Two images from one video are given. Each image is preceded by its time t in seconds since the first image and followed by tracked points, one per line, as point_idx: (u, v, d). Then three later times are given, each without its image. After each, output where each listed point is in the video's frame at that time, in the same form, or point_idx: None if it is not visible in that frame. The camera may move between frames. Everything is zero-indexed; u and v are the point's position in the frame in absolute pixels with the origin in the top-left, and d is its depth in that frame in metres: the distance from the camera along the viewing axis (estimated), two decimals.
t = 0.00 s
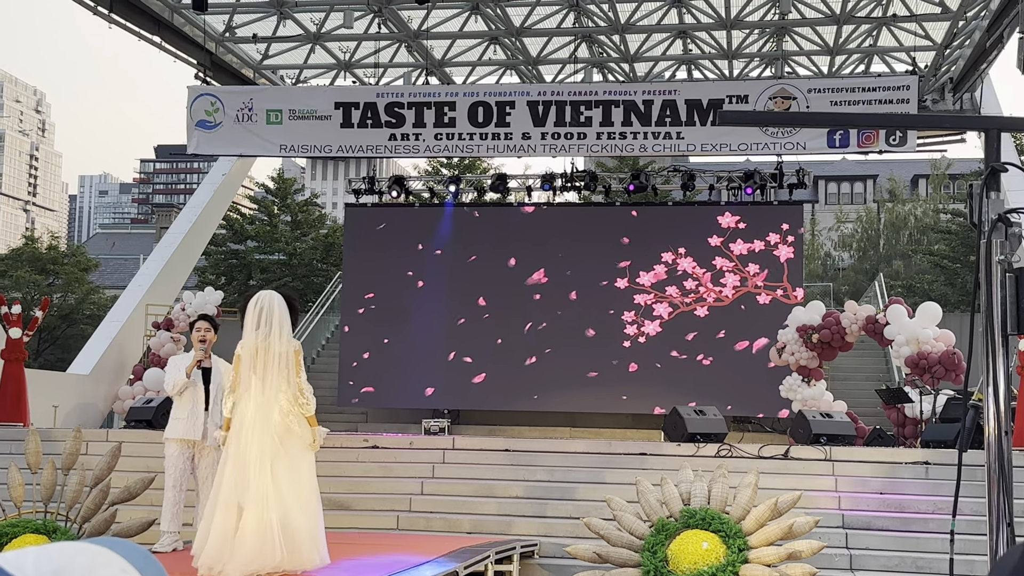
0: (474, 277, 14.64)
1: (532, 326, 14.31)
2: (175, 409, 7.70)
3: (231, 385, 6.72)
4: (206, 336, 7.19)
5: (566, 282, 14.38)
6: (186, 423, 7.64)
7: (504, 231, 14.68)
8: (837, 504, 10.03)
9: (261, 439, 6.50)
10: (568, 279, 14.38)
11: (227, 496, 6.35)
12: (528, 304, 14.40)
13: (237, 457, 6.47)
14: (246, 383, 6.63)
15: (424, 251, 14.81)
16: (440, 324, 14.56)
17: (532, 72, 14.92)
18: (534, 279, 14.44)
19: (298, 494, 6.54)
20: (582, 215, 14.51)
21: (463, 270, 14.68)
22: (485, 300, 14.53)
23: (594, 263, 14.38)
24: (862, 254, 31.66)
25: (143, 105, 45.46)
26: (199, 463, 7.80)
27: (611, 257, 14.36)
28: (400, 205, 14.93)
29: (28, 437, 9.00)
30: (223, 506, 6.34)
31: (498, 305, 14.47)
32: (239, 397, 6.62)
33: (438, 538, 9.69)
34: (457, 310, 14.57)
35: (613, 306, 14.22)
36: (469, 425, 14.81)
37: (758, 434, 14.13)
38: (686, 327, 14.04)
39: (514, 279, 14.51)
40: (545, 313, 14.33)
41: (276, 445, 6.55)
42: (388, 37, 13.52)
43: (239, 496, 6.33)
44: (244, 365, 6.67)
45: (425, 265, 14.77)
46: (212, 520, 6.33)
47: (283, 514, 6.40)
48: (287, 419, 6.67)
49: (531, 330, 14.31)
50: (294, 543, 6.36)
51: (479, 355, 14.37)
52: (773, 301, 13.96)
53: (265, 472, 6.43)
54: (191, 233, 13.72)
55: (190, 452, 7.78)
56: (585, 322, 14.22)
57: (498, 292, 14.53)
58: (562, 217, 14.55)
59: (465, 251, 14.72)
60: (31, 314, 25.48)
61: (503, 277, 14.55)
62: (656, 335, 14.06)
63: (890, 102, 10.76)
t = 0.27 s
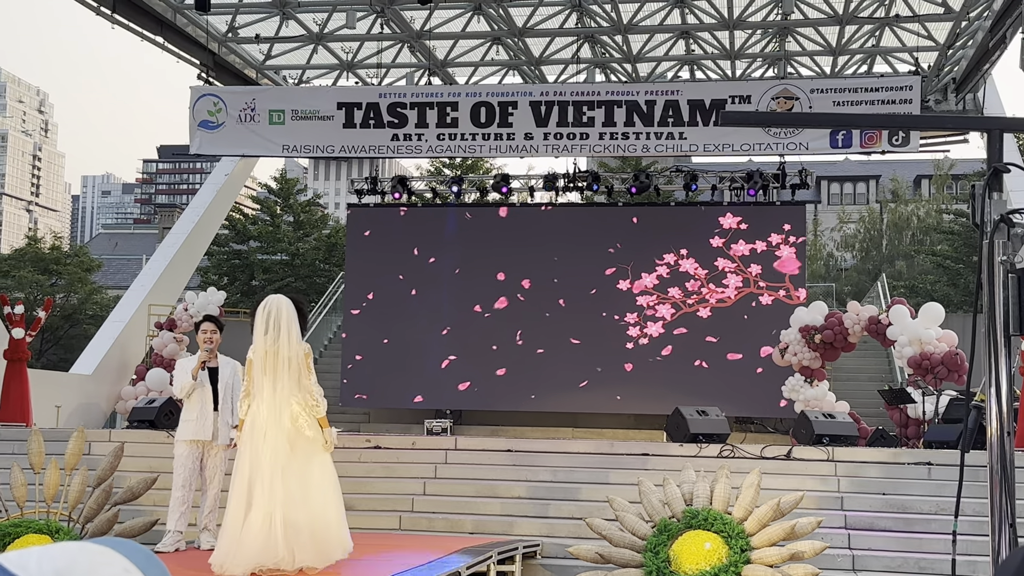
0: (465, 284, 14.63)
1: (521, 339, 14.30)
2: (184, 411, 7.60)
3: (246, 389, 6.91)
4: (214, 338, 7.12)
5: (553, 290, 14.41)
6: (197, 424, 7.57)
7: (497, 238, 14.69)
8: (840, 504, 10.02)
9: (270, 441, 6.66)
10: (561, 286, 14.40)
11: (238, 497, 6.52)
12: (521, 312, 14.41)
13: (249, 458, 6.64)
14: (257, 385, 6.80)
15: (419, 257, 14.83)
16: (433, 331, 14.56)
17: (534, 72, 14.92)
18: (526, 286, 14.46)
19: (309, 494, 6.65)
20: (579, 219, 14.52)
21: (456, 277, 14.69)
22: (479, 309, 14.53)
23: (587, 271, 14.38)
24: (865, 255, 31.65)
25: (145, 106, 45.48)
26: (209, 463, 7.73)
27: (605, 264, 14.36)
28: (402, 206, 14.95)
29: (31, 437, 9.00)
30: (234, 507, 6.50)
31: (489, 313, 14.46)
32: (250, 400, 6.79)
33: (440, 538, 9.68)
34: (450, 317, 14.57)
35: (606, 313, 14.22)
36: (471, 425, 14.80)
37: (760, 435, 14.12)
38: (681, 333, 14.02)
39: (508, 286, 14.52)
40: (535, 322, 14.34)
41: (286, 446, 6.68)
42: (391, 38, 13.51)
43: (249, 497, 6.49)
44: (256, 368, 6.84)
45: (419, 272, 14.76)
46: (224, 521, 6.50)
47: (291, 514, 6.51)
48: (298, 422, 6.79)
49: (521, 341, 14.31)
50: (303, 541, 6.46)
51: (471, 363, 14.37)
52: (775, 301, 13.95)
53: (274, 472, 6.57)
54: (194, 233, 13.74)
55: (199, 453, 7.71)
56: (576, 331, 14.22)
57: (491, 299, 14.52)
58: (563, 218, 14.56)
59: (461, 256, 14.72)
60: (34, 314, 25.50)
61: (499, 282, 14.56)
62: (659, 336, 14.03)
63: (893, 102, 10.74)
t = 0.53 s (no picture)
0: (455, 287, 14.64)
1: (512, 341, 14.33)
2: (191, 411, 7.63)
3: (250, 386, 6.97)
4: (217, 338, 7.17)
5: (549, 290, 14.42)
6: (203, 424, 7.59)
7: (490, 240, 14.70)
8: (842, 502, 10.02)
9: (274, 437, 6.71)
10: (552, 288, 14.41)
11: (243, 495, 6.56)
12: (514, 314, 14.42)
13: (253, 455, 6.70)
14: (262, 383, 6.87)
15: (418, 257, 14.82)
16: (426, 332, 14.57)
17: (536, 69, 14.92)
18: (519, 288, 14.48)
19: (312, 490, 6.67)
20: (576, 219, 14.52)
21: (447, 279, 14.69)
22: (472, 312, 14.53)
23: (578, 273, 14.39)
24: (867, 253, 31.64)
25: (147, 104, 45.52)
26: (215, 462, 7.73)
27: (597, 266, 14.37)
28: (402, 204, 14.94)
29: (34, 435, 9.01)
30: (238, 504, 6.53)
31: (482, 315, 14.47)
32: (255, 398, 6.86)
33: (442, 535, 9.69)
34: (442, 318, 14.57)
35: (599, 315, 14.23)
36: (473, 423, 14.81)
37: (762, 433, 14.11)
38: (677, 334, 14.02)
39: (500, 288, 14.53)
40: (525, 324, 14.36)
41: (290, 443, 6.73)
42: (393, 36, 13.51)
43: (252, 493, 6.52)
44: (260, 366, 6.90)
45: (414, 272, 14.76)
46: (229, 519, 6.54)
47: (296, 509, 6.51)
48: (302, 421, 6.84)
49: (512, 344, 14.34)
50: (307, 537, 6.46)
51: (463, 365, 14.39)
52: (777, 299, 13.96)
53: (278, 469, 6.61)
54: (196, 231, 13.75)
55: (205, 451, 7.71)
56: (567, 333, 14.24)
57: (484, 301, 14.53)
58: (563, 217, 14.55)
59: (458, 257, 14.72)
60: (37, 312, 25.53)
61: (497, 282, 14.57)
62: (661, 335, 14.05)
63: (895, 100, 10.75)
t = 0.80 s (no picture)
0: (451, 283, 14.65)
1: (505, 341, 14.34)
2: (193, 407, 7.61)
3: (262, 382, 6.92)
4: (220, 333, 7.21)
5: (550, 286, 14.40)
6: (205, 419, 7.59)
7: (483, 240, 14.68)
8: (844, 498, 10.01)
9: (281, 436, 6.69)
10: (543, 288, 14.42)
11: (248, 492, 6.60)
12: (505, 316, 14.43)
13: (259, 456, 6.70)
14: (270, 383, 6.83)
15: (420, 253, 14.80)
16: (417, 329, 14.59)
17: (538, 64, 14.92)
18: (510, 287, 14.48)
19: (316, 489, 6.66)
20: (574, 215, 14.51)
21: (439, 278, 14.69)
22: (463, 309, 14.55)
23: (569, 273, 14.38)
24: (868, 248, 31.62)
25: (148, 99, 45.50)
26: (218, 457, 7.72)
27: (588, 266, 14.36)
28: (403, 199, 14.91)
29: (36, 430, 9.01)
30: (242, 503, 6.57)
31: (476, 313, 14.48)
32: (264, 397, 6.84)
33: (444, 530, 9.69)
34: (435, 317, 14.59)
35: (593, 314, 14.22)
36: (475, 419, 14.81)
37: (764, 429, 14.11)
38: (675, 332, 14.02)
39: (497, 285, 14.53)
40: (518, 325, 14.37)
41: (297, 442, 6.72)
42: (395, 31, 13.50)
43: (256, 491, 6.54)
44: (273, 364, 6.85)
45: (408, 272, 14.76)
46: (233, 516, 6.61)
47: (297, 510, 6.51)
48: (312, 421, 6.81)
49: (506, 344, 14.34)
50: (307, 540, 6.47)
51: (461, 361, 14.41)
52: (779, 295, 13.92)
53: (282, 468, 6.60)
54: (198, 227, 13.74)
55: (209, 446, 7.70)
56: (560, 334, 14.23)
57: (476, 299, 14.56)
58: (562, 214, 14.53)
59: (452, 255, 14.71)
60: (39, 308, 25.57)
61: (499, 278, 14.55)
62: (664, 331, 14.03)
63: (898, 94, 10.74)
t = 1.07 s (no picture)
0: (453, 277, 14.64)
1: (495, 344, 14.33)
2: (189, 399, 7.65)
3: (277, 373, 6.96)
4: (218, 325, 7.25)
5: (552, 279, 14.39)
6: (203, 411, 7.61)
7: (475, 239, 14.70)
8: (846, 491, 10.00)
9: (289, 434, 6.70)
10: (533, 288, 14.43)
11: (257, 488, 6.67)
12: (495, 315, 14.44)
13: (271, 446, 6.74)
14: (283, 377, 6.86)
15: (421, 247, 14.79)
16: (418, 323, 14.58)
17: (539, 57, 14.91)
18: (498, 287, 14.50)
19: (322, 487, 6.65)
20: (575, 209, 14.48)
21: (428, 276, 14.70)
22: (447, 303, 14.58)
23: (561, 273, 14.38)
24: (870, 241, 31.59)
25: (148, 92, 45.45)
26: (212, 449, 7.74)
27: (578, 267, 14.36)
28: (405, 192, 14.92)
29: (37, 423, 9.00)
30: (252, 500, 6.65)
31: (457, 305, 14.52)
32: (277, 390, 6.87)
33: (445, 523, 9.69)
34: (425, 317, 14.58)
35: (583, 315, 14.21)
36: (476, 412, 14.80)
37: (766, 422, 14.10)
38: (668, 332, 14.01)
39: (498, 279, 14.52)
40: (508, 325, 14.37)
41: (309, 434, 6.74)
42: (396, 23, 13.50)
43: (263, 488, 6.59)
44: (288, 356, 6.88)
45: (400, 271, 14.77)
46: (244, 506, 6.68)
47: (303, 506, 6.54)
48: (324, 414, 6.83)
49: (495, 347, 14.34)
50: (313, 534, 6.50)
51: (462, 354, 14.40)
52: (781, 288, 13.91)
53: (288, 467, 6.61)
54: (199, 220, 13.73)
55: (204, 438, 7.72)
56: (556, 330, 14.23)
57: (465, 298, 14.55)
58: (563, 209, 14.52)
59: (446, 251, 14.72)
60: (40, 301, 25.56)
61: (500, 271, 14.55)
62: (666, 325, 14.03)
63: (900, 87, 10.73)
